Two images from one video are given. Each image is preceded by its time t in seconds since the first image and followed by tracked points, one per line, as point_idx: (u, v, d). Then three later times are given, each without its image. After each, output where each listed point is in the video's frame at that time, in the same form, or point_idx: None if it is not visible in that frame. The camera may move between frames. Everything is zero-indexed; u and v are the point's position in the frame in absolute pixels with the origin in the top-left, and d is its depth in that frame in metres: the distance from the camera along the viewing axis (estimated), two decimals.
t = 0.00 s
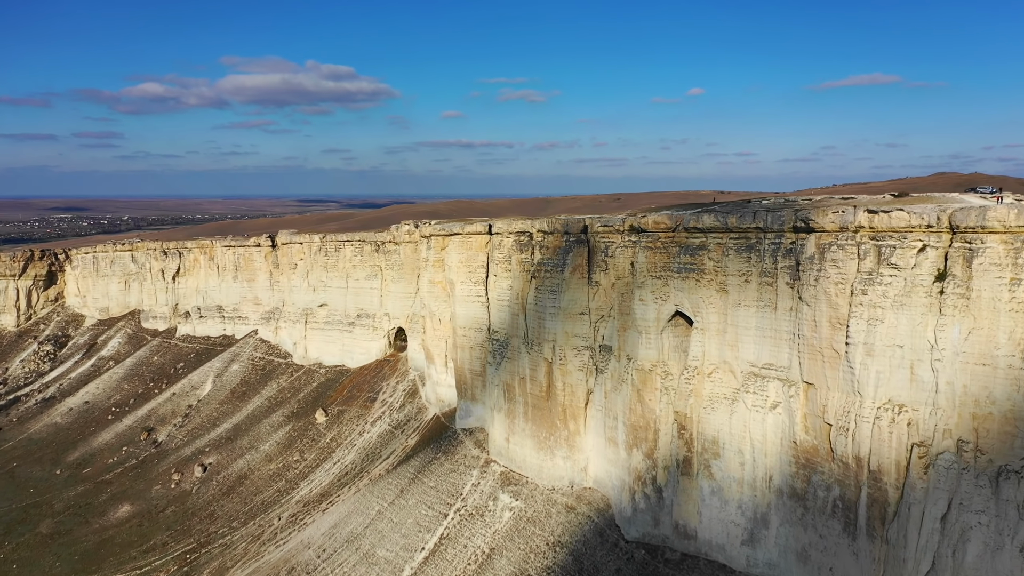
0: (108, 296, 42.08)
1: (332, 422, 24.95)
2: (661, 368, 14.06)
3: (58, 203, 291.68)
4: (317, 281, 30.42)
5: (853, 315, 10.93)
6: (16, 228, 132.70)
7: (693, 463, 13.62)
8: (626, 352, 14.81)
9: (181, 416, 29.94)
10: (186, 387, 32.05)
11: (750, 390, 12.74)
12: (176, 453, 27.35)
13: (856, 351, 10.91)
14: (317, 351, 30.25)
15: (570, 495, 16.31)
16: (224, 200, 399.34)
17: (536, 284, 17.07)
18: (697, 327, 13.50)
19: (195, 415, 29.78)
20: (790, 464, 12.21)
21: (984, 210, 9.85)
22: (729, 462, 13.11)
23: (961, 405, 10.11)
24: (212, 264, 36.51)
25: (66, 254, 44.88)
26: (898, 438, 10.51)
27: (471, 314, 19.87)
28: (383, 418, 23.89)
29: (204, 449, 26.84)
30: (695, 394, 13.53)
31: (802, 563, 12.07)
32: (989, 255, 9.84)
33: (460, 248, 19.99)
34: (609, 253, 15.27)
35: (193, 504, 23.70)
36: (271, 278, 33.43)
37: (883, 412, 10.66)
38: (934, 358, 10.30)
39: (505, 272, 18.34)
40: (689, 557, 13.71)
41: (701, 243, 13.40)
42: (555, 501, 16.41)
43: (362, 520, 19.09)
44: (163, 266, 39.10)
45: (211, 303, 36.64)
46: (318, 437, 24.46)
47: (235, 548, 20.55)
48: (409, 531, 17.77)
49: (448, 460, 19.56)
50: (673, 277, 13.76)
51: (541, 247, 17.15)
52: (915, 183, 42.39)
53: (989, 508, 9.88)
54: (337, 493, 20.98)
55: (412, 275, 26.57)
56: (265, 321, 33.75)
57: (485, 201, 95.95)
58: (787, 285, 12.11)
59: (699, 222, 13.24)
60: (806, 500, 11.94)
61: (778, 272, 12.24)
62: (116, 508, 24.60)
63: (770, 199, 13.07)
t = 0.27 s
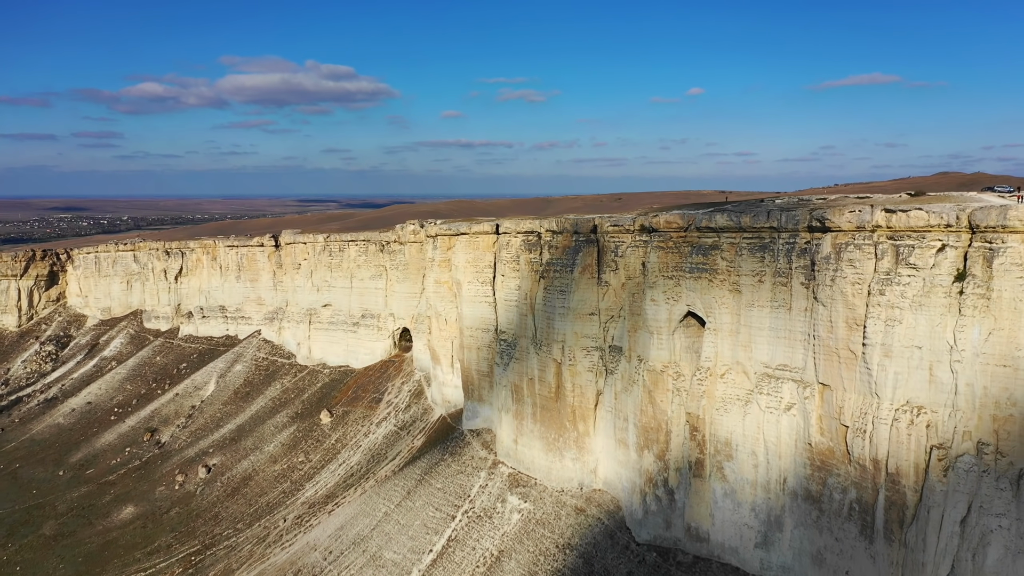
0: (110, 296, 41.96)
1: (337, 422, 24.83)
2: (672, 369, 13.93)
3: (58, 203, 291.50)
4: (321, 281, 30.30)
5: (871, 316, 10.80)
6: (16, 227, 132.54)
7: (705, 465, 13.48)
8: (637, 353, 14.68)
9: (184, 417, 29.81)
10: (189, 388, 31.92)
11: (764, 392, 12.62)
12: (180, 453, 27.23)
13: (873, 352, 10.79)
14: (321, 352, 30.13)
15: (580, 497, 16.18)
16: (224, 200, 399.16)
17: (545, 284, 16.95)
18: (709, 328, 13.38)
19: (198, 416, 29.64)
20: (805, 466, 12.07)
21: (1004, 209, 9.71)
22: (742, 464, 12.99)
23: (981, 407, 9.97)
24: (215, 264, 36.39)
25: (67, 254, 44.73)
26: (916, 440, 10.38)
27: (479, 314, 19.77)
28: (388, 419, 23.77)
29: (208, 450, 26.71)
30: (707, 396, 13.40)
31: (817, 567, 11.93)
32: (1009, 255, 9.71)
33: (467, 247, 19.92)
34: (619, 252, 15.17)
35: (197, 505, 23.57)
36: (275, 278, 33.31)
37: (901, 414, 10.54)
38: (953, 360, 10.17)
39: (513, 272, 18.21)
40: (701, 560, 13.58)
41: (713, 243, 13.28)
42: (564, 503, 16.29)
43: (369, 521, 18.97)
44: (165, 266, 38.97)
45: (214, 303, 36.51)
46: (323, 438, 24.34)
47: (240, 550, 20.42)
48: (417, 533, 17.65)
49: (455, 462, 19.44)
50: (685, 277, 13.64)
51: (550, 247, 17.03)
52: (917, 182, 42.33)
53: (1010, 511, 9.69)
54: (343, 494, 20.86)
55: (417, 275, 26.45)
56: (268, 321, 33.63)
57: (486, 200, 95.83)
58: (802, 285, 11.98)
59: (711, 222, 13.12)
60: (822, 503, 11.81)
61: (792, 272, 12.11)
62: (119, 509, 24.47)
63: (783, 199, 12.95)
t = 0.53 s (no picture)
0: (111, 297, 41.79)
1: (341, 423, 24.71)
2: (683, 370, 13.79)
3: (56, 203, 290.98)
4: (324, 282, 30.17)
5: (887, 316, 10.67)
6: (15, 228, 132.22)
7: (717, 467, 13.36)
8: (647, 354, 14.55)
9: (186, 418, 29.65)
10: (191, 388, 31.77)
11: (777, 393, 12.50)
12: (182, 455, 27.07)
13: (890, 353, 10.66)
14: (324, 352, 30.00)
15: (588, 499, 16.06)
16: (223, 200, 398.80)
17: (552, 284, 16.83)
18: (721, 329, 13.25)
19: (200, 417, 29.48)
20: (819, 468, 11.94)
21: None
22: (754, 466, 12.86)
23: (1000, 409, 9.85)
24: (217, 264, 36.22)
25: (68, 254, 44.56)
26: (934, 442, 10.26)
27: (485, 314, 19.65)
28: (393, 420, 23.65)
29: (210, 451, 26.56)
30: (719, 397, 13.27)
31: (831, 570, 11.82)
32: None
33: (473, 247, 19.81)
34: (629, 252, 15.06)
35: (200, 507, 23.42)
36: (277, 278, 33.18)
37: (918, 416, 10.41)
38: (972, 361, 10.05)
39: (520, 272, 18.09)
40: (712, 563, 13.46)
41: (725, 243, 13.17)
42: (573, 505, 16.16)
43: (374, 524, 18.83)
44: (167, 266, 38.78)
45: (215, 303, 36.36)
46: (327, 440, 24.21)
47: (245, 552, 20.27)
48: (423, 535, 17.52)
49: (461, 463, 19.32)
50: (697, 277, 13.51)
51: (558, 246, 16.91)
52: (917, 181, 42.31)
53: None
54: (347, 496, 20.73)
55: (421, 275, 26.32)
56: (271, 321, 33.48)
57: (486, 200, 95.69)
58: (815, 286, 11.86)
59: (723, 221, 13.00)
60: (836, 506, 11.68)
61: (806, 272, 11.98)
62: (122, 511, 24.31)
63: (796, 198, 12.83)
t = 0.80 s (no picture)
0: (111, 297, 41.60)
1: (344, 424, 24.57)
2: (694, 371, 13.67)
3: (54, 203, 290.25)
4: (326, 282, 30.05)
5: (903, 317, 10.56)
6: (12, 228, 131.80)
7: (728, 469, 13.24)
8: (657, 355, 14.42)
9: (188, 419, 29.48)
10: (193, 389, 31.60)
11: (789, 394, 12.38)
12: (184, 456, 26.91)
13: (906, 355, 10.55)
14: (327, 353, 29.88)
15: (596, 501, 15.94)
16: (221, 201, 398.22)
17: (560, 284, 16.71)
18: (732, 329, 13.14)
19: (202, 418, 29.31)
20: (833, 470, 11.82)
21: None
22: (767, 468, 12.74)
23: (1018, 410, 9.73)
24: (218, 264, 36.04)
25: (68, 254, 44.37)
26: (951, 444, 10.15)
27: (491, 315, 19.55)
28: (397, 421, 23.52)
29: (213, 452, 26.40)
30: (731, 398, 13.15)
31: (846, 573, 11.71)
32: None
33: (479, 247, 19.70)
34: (638, 253, 14.96)
35: (203, 509, 23.26)
36: (279, 278, 33.03)
37: (935, 418, 10.31)
38: (990, 362, 9.94)
39: (526, 272, 17.98)
40: (724, 565, 13.34)
41: (736, 243, 13.06)
42: (581, 507, 16.04)
43: (379, 526, 18.68)
44: (167, 266, 38.59)
45: (217, 304, 36.18)
46: (331, 441, 24.07)
47: (249, 554, 20.12)
48: (429, 537, 17.39)
49: (466, 465, 19.19)
50: (708, 277, 13.39)
51: (565, 246, 16.79)
52: (917, 181, 42.31)
53: None
54: (352, 498, 20.59)
55: (425, 275, 26.20)
56: (272, 322, 33.33)
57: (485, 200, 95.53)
58: (829, 286, 11.74)
59: (734, 221, 12.90)
60: (850, 508, 11.57)
61: (820, 272, 11.87)
62: (123, 513, 24.15)
63: (808, 198, 12.73)
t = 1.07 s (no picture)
0: (111, 297, 41.41)
1: (348, 425, 24.45)
2: (705, 372, 13.55)
3: (51, 203, 289.56)
4: (329, 282, 29.93)
5: (920, 317, 10.46)
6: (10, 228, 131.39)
7: (740, 470, 13.13)
8: (667, 355, 14.30)
9: (190, 420, 29.32)
10: (194, 390, 31.43)
11: (802, 395, 12.27)
12: (186, 457, 26.75)
13: (923, 355, 10.45)
14: (329, 353, 29.76)
15: (605, 502, 15.83)
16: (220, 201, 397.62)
17: (568, 284, 16.60)
18: (744, 330, 13.03)
19: (204, 418, 29.15)
20: (847, 471, 11.71)
21: None
22: (779, 470, 12.64)
23: None
24: (219, 264, 35.88)
25: (67, 254, 44.17)
26: (969, 445, 10.04)
27: (497, 315, 19.47)
28: (401, 422, 23.40)
29: (215, 453, 26.25)
30: (742, 399, 13.04)
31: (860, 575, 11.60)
32: None
33: (485, 247, 19.63)
34: (647, 252, 14.90)
35: (205, 510, 23.11)
36: (281, 278, 32.88)
37: (952, 418, 10.21)
38: (1008, 362, 9.85)
39: (533, 272, 17.87)
40: (735, 567, 13.23)
41: (748, 242, 12.95)
42: (589, 508, 15.93)
43: (385, 527, 18.56)
44: (168, 266, 38.40)
45: (218, 304, 36.01)
46: (334, 442, 23.95)
47: (253, 556, 19.98)
48: (436, 539, 17.27)
49: (472, 466, 19.08)
50: (719, 277, 13.28)
51: (573, 246, 16.68)
52: (919, 181, 42.29)
53: None
54: (356, 499, 20.47)
55: (429, 275, 26.09)
56: (274, 322, 33.19)
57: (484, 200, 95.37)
58: (843, 286, 11.64)
59: (746, 220, 12.79)
60: (865, 510, 11.47)
61: (833, 272, 11.77)
62: (126, 514, 24.00)
63: (820, 197, 12.62)
